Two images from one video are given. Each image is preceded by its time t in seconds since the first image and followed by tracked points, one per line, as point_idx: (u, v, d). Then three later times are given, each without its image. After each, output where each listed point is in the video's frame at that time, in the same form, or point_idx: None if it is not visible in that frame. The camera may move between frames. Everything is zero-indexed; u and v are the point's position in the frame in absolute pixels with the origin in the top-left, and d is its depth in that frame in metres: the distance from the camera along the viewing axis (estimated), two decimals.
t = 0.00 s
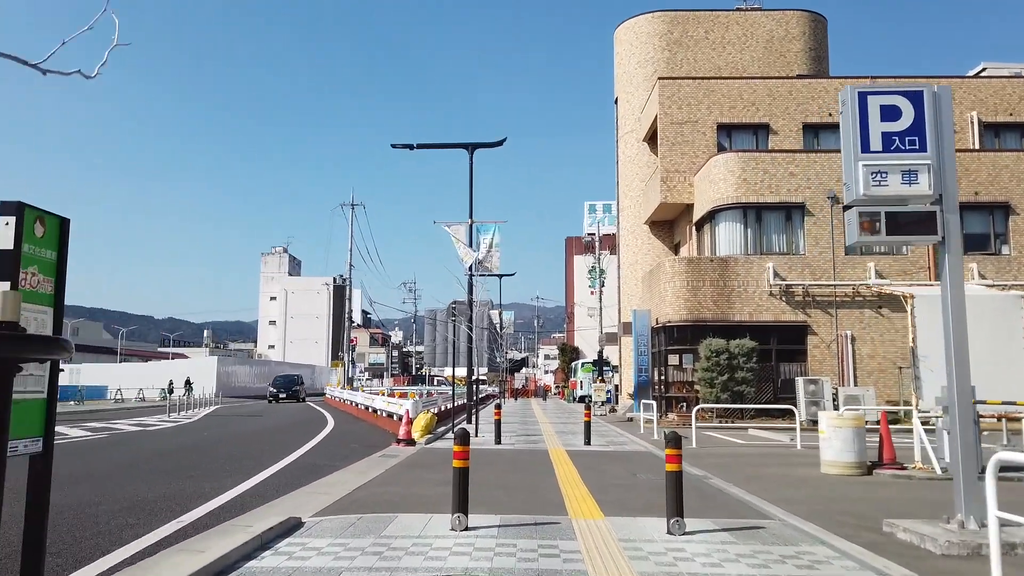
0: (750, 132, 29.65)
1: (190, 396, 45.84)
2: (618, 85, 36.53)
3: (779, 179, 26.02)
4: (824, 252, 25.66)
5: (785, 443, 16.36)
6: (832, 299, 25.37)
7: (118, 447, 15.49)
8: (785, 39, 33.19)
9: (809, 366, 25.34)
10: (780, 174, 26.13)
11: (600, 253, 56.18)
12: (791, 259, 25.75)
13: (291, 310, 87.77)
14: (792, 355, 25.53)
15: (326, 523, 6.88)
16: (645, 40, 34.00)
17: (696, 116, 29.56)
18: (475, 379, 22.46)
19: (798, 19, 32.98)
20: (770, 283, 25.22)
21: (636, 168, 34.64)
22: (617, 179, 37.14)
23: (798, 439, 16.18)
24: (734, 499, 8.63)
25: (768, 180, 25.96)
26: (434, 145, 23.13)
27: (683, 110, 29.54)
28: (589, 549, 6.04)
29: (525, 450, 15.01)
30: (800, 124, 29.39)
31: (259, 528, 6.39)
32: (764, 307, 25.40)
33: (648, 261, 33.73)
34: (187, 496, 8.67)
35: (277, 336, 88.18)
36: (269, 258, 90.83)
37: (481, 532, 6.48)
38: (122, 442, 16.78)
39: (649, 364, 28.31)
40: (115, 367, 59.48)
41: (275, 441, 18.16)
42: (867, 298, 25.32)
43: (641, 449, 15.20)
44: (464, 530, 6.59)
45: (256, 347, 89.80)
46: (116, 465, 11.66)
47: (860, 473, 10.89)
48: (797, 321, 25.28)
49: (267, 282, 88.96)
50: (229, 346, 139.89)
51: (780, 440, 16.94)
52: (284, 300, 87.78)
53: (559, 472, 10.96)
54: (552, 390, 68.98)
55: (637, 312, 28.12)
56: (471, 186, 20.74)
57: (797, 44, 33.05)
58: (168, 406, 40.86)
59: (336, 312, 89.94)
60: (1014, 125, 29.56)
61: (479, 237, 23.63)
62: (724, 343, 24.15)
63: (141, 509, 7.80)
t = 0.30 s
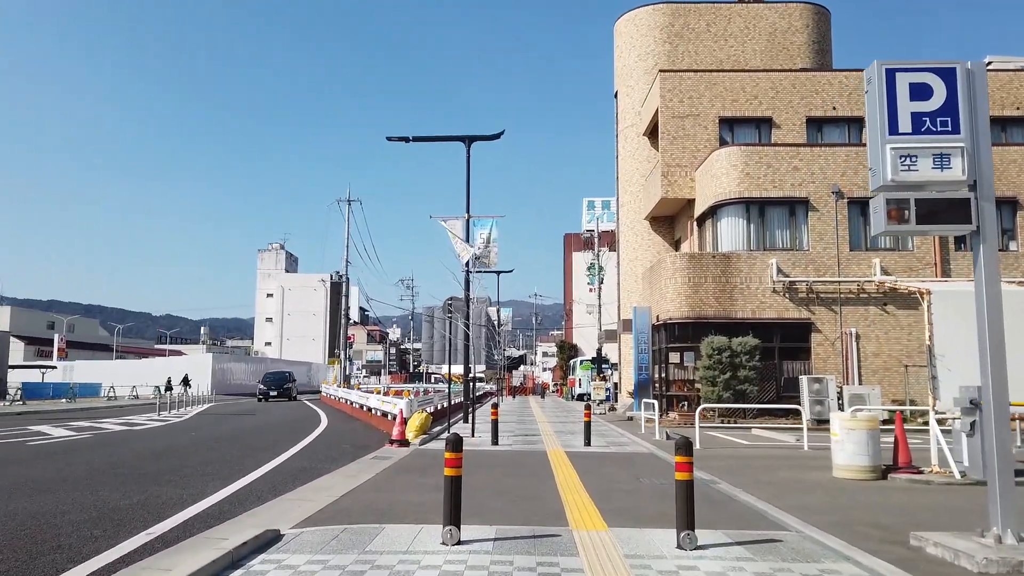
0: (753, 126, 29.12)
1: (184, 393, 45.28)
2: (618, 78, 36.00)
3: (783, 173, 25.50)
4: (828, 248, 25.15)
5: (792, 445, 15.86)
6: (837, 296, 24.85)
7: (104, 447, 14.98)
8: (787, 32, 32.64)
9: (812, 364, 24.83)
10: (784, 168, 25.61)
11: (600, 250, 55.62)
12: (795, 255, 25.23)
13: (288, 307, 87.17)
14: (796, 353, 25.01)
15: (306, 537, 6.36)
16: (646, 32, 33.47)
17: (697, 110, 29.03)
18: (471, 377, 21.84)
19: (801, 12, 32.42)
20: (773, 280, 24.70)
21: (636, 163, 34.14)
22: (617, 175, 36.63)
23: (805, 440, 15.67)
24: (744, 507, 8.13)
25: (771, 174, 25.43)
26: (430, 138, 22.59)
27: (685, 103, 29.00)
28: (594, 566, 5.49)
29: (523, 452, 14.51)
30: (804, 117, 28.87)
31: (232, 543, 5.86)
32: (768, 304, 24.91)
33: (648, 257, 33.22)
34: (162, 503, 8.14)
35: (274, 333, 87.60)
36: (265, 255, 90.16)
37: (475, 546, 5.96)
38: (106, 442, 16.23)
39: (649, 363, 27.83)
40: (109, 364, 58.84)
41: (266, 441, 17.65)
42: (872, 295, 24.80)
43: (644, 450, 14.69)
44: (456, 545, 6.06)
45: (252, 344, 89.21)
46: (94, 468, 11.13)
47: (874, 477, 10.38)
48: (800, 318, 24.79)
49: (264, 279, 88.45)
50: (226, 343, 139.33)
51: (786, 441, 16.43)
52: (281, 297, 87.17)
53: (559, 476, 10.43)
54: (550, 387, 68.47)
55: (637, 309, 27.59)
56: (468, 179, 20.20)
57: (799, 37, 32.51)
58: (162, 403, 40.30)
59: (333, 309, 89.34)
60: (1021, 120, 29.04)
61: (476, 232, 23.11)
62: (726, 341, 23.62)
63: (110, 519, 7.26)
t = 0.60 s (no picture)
0: (754, 120, 28.60)
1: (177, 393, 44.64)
2: (617, 72, 35.47)
3: (785, 167, 24.98)
4: (832, 244, 24.62)
5: (797, 445, 15.35)
6: (840, 293, 24.34)
7: (82, 449, 14.38)
8: (789, 25, 32.10)
9: (815, 363, 24.34)
10: (786, 162, 25.09)
11: (597, 248, 55.09)
12: (798, 251, 24.70)
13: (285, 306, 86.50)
14: (799, 351, 24.50)
15: (280, 551, 5.81)
16: (645, 25, 32.92)
17: (698, 103, 28.47)
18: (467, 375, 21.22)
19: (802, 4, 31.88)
20: (776, 276, 24.17)
21: (635, 158, 33.62)
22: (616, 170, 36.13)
23: (811, 440, 15.17)
24: (753, 514, 7.61)
25: (773, 168, 24.90)
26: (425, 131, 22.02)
27: (685, 97, 28.44)
28: None
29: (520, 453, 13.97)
30: (805, 111, 28.36)
31: (195, 558, 5.31)
32: (770, 301, 24.39)
33: (647, 254, 32.70)
34: (130, 510, 7.59)
35: (270, 332, 86.96)
36: (261, 253, 89.44)
37: (464, 562, 5.40)
38: (88, 443, 15.67)
39: (648, 361, 27.27)
40: (102, 363, 58.13)
41: (254, 442, 17.07)
42: (877, 292, 24.28)
43: (644, 452, 14.15)
44: (443, 560, 5.52)
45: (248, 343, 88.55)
46: (66, 472, 10.57)
47: (888, 481, 9.84)
48: (803, 316, 24.27)
49: (261, 277, 87.86)
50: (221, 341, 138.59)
51: (791, 441, 15.92)
52: (277, 296, 86.51)
53: (556, 480, 9.89)
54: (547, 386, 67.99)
55: (637, 308, 26.99)
56: (463, 173, 19.66)
57: (801, 30, 31.98)
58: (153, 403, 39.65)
59: (329, 308, 88.71)
60: None
61: (472, 227, 22.53)
62: (728, 339, 23.09)
63: (70, 530, 6.70)
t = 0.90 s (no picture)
0: (756, 115, 28.13)
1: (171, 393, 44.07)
2: (617, 67, 34.99)
3: (788, 163, 24.49)
4: (836, 241, 24.15)
5: (804, 448, 14.85)
6: (845, 291, 23.87)
7: (64, 452, 13.84)
8: (791, 20, 31.61)
9: (820, 362, 23.86)
10: (790, 158, 24.61)
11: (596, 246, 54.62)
12: (801, 248, 24.22)
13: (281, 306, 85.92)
14: (803, 351, 24.03)
15: (256, 569, 5.29)
16: (645, 20, 32.43)
17: (699, 98, 27.98)
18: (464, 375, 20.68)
19: None
20: (780, 274, 23.68)
21: (635, 155, 33.14)
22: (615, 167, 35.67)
23: (819, 443, 14.68)
24: (769, 525, 7.12)
25: (776, 164, 24.41)
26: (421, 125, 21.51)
27: (686, 92, 27.94)
28: None
29: (519, 456, 13.46)
30: (808, 107, 27.88)
31: None
32: (773, 300, 23.91)
33: (647, 251, 32.20)
34: (100, 521, 7.06)
35: (267, 332, 86.40)
36: (258, 252, 88.83)
37: None
38: (72, 445, 15.12)
39: (649, 361, 26.73)
40: (96, 362, 57.51)
41: (244, 445, 16.54)
42: (882, 290, 23.82)
43: (648, 455, 13.67)
44: None
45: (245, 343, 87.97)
46: (42, 476, 10.05)
47: (906, 487, 9.36)
48: (807, 315, 23.80)
49: (257, 276, 87.31)
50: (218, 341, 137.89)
51: (798, 444, 15.41)
52: (274, 295, 85.94)
53: (558, 487, 9.38)
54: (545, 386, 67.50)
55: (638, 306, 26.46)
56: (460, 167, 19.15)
57: (803, 24, 31.48)
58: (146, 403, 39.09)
59: (326, 308, 88.15)
60: None
61: (469, 223, 22.01)
62: (731, 338, 22.61)
63: (29, 544, 6.16)
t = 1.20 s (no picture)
0: (762, 111, 27.59)
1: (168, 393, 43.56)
2: (620, 63, 34.47)
3: (795, 159, 23.94)
4: (844, 239, 23.59)
5: (816, 452, 14.28)
6: (853, 290, 23.31)
7: (46, 455, 13.30)
8: (797, 14, 31.03)
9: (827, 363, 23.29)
10: (797, 154, 24.06)
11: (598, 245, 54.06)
12: (808, 246, 23.67)
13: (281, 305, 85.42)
14: (810, 351, 23.47)
15: None
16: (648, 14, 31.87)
17: (703, 93, 27.43)
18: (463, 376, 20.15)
19: None
20: (787, 273, 23.12)
21: (637, 152, 32.61)
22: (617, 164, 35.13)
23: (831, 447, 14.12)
24: (790, 540, 6.57)
25: (783, 160, 23.86)
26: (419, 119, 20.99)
27: (690, 87, 27.39)
28: None
29: (519, 461, 12.91)
30: (815, 102, 27.33)
31: None
32: (779, 299, 23.36)
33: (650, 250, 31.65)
34: (64, 534, 6.52)
35: (266, 331, 85.92)
36: (257, 252, 88.32)
37: None
38: (58, 448, 14.59)
39: (653, 361, 26.17)
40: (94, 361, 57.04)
41: (235, 448, 15.99)
42: (891, 288, 23.26)
43: (653, 459, 13.11)
44: None
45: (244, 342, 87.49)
46: (16, 483, 9.52)
47: (929, 495, 8.81)
48: (814, 314, 23.25)
49: (257, 275, 86.82)
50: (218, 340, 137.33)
51: (809, 447, 14.84)
52: (274, 294, 85.43)
53: (560, 495, 8.82)
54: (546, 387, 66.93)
55: (639, 305, 25.87)
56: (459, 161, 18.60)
57: (809, 19, 30.90)
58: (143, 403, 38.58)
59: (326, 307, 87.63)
60: None
61: (468, 219, 21.47)
62: (738, 338, 22.08)
63: None
